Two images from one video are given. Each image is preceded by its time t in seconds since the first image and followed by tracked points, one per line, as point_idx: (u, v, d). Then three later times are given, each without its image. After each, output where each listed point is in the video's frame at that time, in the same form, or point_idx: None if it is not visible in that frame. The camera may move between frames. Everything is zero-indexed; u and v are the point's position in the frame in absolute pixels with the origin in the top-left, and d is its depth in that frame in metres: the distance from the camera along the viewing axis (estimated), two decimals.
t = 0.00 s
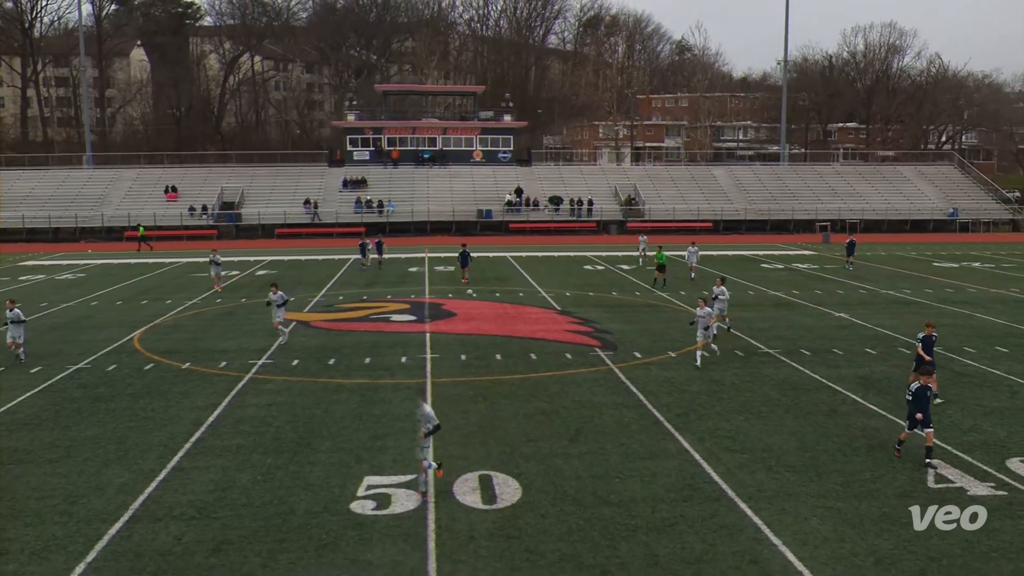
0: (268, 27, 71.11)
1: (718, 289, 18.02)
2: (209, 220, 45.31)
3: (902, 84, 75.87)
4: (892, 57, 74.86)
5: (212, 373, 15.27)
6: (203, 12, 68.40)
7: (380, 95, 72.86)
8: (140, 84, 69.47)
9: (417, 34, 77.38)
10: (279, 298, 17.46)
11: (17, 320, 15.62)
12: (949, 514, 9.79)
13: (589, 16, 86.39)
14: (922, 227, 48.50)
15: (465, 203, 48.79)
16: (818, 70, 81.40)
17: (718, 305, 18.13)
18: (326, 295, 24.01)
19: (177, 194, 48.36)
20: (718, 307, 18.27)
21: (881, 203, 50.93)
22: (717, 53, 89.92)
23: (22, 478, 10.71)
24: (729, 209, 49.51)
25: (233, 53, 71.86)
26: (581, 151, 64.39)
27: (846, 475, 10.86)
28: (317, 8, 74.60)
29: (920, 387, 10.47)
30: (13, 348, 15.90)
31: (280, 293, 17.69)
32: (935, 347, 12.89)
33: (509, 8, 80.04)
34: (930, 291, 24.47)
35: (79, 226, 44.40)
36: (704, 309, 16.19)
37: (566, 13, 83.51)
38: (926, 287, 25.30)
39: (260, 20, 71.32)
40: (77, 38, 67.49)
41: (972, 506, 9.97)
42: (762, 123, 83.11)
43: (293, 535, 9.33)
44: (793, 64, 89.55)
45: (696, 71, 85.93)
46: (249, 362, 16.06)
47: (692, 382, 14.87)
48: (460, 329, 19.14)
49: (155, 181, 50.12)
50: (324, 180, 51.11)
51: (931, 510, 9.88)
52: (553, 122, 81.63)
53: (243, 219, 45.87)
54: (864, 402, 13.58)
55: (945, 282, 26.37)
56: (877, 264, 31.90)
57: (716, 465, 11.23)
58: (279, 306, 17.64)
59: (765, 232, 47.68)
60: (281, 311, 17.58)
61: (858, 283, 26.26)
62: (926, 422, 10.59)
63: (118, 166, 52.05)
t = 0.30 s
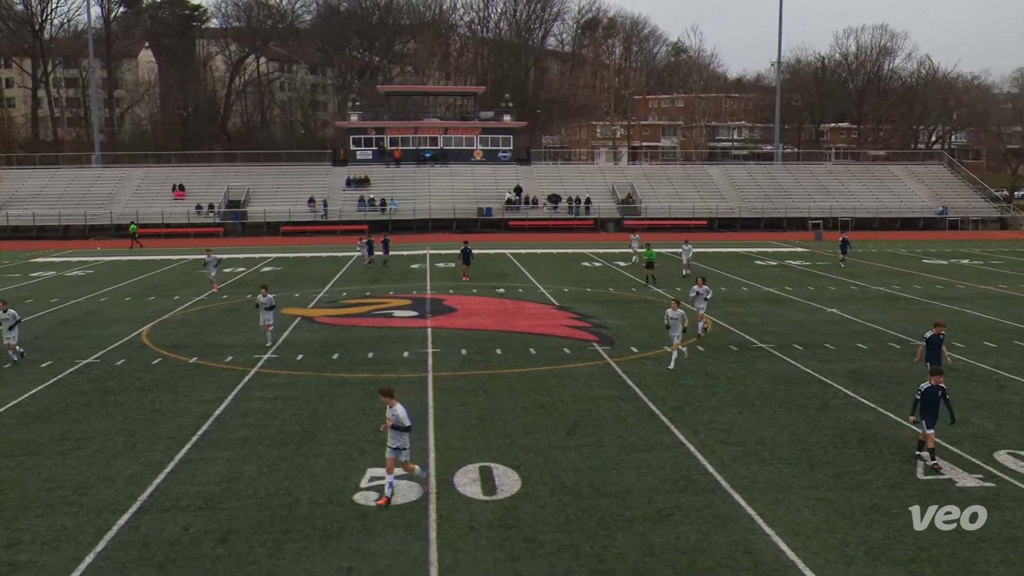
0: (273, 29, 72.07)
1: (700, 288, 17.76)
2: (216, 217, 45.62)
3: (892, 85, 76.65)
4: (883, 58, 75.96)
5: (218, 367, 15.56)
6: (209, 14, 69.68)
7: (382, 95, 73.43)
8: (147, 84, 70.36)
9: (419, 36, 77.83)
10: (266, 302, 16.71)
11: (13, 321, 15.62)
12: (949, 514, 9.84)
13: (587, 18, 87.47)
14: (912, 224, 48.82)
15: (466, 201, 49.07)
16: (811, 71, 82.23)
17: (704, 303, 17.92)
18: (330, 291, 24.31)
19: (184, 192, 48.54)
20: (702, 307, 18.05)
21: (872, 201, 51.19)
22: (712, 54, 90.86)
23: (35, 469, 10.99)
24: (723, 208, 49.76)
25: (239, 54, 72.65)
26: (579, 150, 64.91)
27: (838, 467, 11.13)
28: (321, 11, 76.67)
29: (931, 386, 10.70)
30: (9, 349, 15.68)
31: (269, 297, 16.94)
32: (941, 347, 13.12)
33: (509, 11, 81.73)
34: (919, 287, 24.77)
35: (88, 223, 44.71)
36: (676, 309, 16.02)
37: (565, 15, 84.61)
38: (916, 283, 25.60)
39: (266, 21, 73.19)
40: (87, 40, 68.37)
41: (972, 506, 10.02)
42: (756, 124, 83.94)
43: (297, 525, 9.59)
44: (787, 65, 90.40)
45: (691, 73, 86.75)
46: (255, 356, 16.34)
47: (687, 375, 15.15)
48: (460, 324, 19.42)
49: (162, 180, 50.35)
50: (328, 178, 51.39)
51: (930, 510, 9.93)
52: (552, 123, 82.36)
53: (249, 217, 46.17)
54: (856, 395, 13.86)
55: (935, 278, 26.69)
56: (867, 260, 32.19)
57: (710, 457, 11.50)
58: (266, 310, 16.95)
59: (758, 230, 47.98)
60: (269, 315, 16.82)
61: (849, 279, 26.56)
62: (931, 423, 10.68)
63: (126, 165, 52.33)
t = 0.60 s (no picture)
0: (274, 30, 72.52)
1: (677, 289, 17.72)
2: (219, 215, 45.90)
3: (878, 87, 76.94)
4: (869, 61, 76.02)
5: (220, 361, 15.82)
6: (212, 16, 70.47)
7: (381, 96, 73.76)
8: (151, 85, 71.04)
9: (417, 38, 77.89)
10: (252, 299, 16.73)
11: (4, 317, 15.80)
12: (950, 514, 9.88)
13: (581, 21, 88.23)
14: (897, 222, 49.33)
15: (462, 199, 49.29)
16: (799, 73, 83.24)
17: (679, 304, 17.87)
18: (330, 287, 24.58)
19: (187, 191, 48.49)
20: (678, 308, 17.96)
21: (859, 199, 51.50)
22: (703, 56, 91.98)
23: (42, 460, 11.25)
24: (714, 206, 50.00)
25: (241, 55, 73.03)
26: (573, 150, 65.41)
27: (825, 459, 11.43)
28: (321, 13, 76.03)
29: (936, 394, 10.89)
30: None
31: (254, 295, 16.93)
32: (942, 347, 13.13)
33: (505, 13, 82.19)
34: (904, 283, 25.11)
35: (94, 220, 45.05)
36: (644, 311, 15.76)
37: (559, 18, 85.91)
38: (901, 279, 25.96)
39: (268, 23, 73.26)
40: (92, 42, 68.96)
41: (972, 506, 10.06)
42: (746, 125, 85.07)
43: (299, 515, 9.87)
44: (776, 67, 91.40)
45: (682, 74, 87.59)
46: (256, 351, 16.61)
47: (678, 370, 15.45)
48: (457, 320, 19.68)
49: (166, 179, 50.50)
50: (327, 177, 51.62)
51: (931, 510, 9.97)
52: (546, 124, 81.85)
53: (251, 215, 46.44)
54: (842, 388, 14.18)
55: (919, 275, 27.07)
56: (854, 257, 32.60)
57: (700, 449, 11.80)
58: (251, 308, 16.95)
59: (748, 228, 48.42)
60: (254, 312, 16.85)
61: (836, 275, 26.90)
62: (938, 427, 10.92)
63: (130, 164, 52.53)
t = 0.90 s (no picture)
0: (270, 36, 73.26)
1: (651, 291, 17.76)
2: (217, 216, 46.11)
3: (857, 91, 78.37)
4: (850, 64, 76.97)
5: (219, 359, 16.12)
6: (209, 21, 70.96)
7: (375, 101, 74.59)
8: (150, 89, 71.39)
9: (410, 43, 79.10)
10: (236, 298, 16.36)
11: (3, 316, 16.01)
12: (949, 514, 9.97)
13: (570, 26, 89.56)
14: (875, 222, 50.16)
15: (454, 200, 49.64)
16: (780, 78, 84.77)
17: (654, 307, 17.90)
18: (325, 286, 24.89)
19: (186, 192, 48.76)
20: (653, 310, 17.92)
21: (838, 200, 52.09)
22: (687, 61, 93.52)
23: (45, 456, 11.54)
24: (698, 206, 50.52)
25: (238, 60, 73.53)
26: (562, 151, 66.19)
27: (805, 450, 11.82)
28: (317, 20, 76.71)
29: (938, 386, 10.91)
30: None
31: (237, 293, 16.51)
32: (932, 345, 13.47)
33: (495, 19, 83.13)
34: (883, 280, 25.64)
35: (94, 221, 45.29)
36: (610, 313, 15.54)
37: (548, 23, 87.19)
38: (880, 276, 26.50)
39: (264, 29, 73.18)
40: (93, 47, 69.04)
41: (972, 506, 10.16)
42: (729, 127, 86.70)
43: (295, 508, 10.18)
44: (758, 71, 92.95)
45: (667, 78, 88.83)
46: (253, 348, 16.92)
47: (665, 365, 15.84)
48: (449, 317, 20.01)
49: (165, 180, 50.70)
50: (323, 178, 51.85)
51: (931, 510, 10.06)
52: (535, 126, 84.87)
53: (248, 216, 46.70)
54: (823, 382, 14.60)
55: (897, 272, 27.64)
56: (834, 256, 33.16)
57: (686, 441, 12.18)
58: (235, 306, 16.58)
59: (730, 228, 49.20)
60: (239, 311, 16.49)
61: (817, 273, 27.41)
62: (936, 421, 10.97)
63: (129, 166, 52.70)
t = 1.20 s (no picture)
0: (262, 40, 73.78)
1: (618, 295, 17.49)
2: (212, 216, 46.22)
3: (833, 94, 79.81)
4: (824, 68, 78.53)
5: (214, 355, 16.42)
6: (203, 26, 71.10)
7: (365, 103, 75.21)
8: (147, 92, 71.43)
9: (399, 47, 80.22)
10: (213, 303, 16.47)
11: None
12: (949, 514, 10.04)
13: (555, 31, 90.89)
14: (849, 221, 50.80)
15: (443, 200, 49.96)
16: (758, 81, 86.06)
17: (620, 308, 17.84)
18: (317, 284, 25.19)
19: (181, 192, 48.93)
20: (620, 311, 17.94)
21: (814, 199, 52.74)
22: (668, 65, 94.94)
23: (44, 451, 11.83)
24: (679, 206, 51.05)
25: (231, 64, 73.88)
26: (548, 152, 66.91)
27: (783, 442, 12.24)
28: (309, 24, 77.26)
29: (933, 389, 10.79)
30: None
31: (214, 298, 16.68)
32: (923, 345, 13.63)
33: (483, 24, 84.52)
34: (857, 277, 26.19)
35: (91, 221, 45.34)
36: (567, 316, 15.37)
37: (534, 28, 88.44)
38: (855, 273, 27.04)
39: (257, 34, 74.54)
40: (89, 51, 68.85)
41: (972, 507, 10.22)
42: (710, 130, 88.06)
43: (289, 500, 10.50)
44: (737, 75, 94.18)
45: (649, 82, 90.00)
46: (247, 345, 17.23)
47: (647, 359, 16.25)
48: (438, 314, 20.36)
49: (160, 180, 50.79)
50: (315, 179, 52.06)
51: (931, 510, 10.12)
52: (522, 128, 85.26)
53: (241, 216, 46.89)
54: (800, 376, 15.06)
55: (871, 269, 28.23)
56: (811, 253, 33.76)
57: (668, 434, 12.58)
58: (212, 313, 16.67)
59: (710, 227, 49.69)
60: (214, 318, 16.56)
61: (794, 270, 27.94)
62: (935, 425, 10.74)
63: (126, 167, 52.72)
